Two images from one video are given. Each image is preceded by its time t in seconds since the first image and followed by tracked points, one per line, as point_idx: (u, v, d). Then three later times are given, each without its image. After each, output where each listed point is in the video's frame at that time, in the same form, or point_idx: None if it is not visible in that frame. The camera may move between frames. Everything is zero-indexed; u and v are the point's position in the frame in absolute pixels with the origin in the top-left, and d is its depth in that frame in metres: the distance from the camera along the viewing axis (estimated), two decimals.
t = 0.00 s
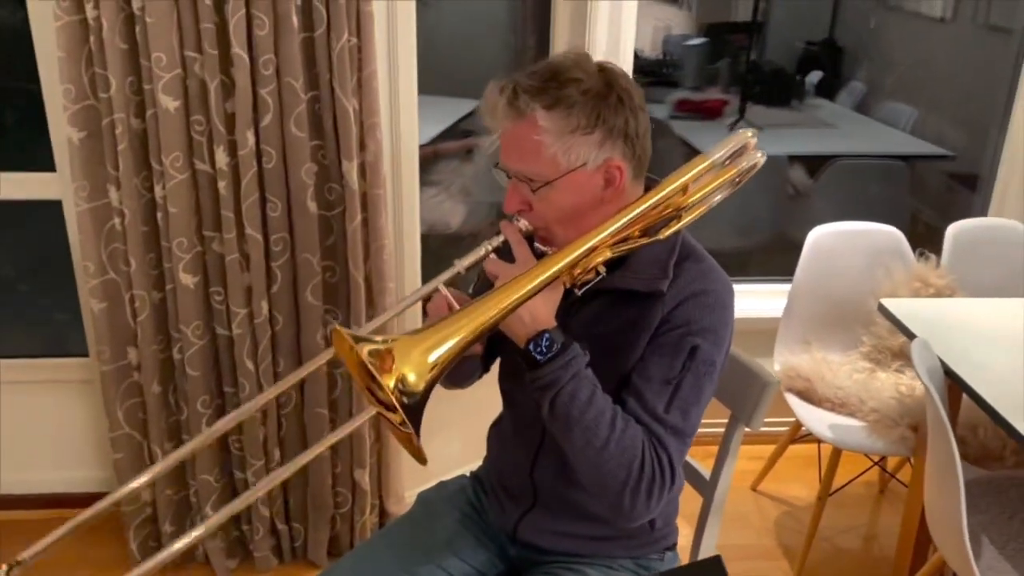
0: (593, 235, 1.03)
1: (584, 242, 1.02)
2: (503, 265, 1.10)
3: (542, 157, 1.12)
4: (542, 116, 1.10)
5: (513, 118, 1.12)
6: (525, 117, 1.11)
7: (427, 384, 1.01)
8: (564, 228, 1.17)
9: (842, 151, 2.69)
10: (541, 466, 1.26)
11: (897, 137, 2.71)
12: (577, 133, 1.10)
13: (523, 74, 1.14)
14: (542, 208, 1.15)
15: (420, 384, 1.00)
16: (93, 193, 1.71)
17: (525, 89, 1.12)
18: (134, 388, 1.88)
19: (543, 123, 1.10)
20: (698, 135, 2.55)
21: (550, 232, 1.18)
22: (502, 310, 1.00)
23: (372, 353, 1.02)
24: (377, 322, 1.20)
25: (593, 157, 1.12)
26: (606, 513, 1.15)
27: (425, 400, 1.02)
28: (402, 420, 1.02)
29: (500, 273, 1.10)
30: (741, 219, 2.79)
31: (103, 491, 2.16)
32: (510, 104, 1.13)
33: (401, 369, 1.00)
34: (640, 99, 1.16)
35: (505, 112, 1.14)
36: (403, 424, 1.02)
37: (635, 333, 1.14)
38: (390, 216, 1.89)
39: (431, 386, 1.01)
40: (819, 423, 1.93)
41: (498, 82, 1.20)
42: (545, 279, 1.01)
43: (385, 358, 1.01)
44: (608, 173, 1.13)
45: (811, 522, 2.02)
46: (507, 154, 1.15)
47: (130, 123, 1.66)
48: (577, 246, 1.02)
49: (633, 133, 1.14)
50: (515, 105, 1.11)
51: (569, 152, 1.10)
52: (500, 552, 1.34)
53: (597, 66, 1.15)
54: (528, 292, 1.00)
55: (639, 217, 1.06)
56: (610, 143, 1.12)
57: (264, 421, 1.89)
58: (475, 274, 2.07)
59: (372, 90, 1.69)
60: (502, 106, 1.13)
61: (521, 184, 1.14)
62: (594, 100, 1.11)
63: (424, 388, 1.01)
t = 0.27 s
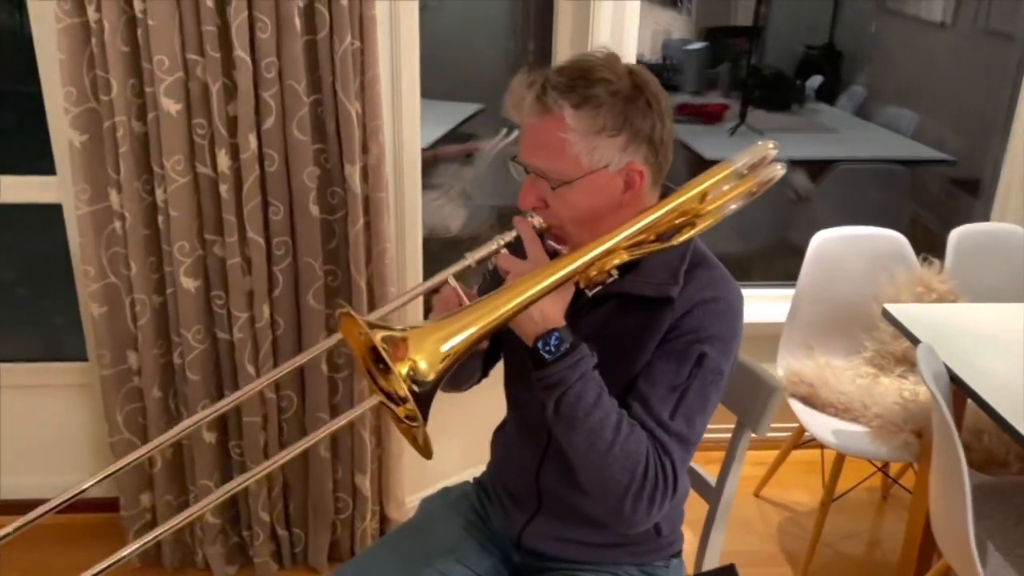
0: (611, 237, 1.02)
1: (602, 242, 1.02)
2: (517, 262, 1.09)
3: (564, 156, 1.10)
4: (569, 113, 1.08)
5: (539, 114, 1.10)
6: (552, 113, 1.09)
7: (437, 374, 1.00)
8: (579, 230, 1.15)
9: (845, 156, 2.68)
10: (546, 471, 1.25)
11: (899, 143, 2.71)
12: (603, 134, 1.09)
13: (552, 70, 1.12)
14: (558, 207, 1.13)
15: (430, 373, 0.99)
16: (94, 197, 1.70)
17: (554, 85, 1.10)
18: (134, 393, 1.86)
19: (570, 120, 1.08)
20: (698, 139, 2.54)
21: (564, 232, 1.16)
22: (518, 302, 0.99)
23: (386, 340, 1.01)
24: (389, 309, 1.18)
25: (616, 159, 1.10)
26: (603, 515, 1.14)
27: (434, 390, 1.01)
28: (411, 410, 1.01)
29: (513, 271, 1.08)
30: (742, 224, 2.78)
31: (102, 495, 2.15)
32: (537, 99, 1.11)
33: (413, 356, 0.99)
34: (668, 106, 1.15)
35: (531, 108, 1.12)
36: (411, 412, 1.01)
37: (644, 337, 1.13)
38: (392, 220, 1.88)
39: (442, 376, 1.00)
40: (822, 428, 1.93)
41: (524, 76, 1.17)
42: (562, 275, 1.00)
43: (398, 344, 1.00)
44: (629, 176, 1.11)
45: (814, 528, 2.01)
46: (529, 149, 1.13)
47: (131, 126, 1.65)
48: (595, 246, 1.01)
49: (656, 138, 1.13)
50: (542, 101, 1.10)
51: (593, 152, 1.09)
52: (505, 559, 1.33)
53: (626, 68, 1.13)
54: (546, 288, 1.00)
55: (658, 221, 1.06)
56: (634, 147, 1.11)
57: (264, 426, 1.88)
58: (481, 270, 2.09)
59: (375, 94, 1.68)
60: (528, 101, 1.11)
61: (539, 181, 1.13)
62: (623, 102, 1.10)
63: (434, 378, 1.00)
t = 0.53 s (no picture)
0: (623, 249, 1.02)
1: (614, 253, 1.02)
2: (528, 270, 1.08)
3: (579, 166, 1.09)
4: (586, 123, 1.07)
5: (556, 122, 1.09)
6: (569, 122, 1.08)
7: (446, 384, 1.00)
8: (590, 239, 1.14)
9: (853, 162, 2.67)
10: (553, 480, 1.24)
11: (909, 148, 2.70)
12: (620, 145, 1.08)
13: (570, 78, 1.11)
14: (570, 216, 1.12)
15: (439, 383, 0.99)
16: (99, 200, 1.70)
17: (572, 93, 1.08)
18: (138, 397, 1.86)
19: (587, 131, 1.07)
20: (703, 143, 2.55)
21: (574, 241, 1.15)
22: (528, 313, 0.99)
23: (396, 348, 1.01)
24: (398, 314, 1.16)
25: (631, 171, 1.09)
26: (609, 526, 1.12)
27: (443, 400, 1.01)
28: (418, 421, 1.01)
29: (524, 279, 1.08)
30: (749, 229, 2.77)
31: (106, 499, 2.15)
32: (555, 107, 1.09)
33: (422, 365, 0.99)
34: (686, 117, 1.14)
35: (547, 116, 1.10)
36: (418, 424, 1.00)
37: (653, 348, 1.12)
38: (398, 225, 1.87)
39: (450, 386, 1.00)
40: (829, 436, 1.91)
41: (541, 82, 1.16)
42: (573, 285, 1.00)
43: (407, 353, 1.00)
44: (643, 188, 1.11)
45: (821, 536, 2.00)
46: (543, 157, 1.12)
47: (137, 130, 1.64)
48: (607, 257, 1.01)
49: (672, 151, 1.12)
50: (559, 109, 1.08)
51: (608, 163, 1.08)
52: (511, 568, 1.32)
53: (645, 78, 1.12)
54: (556, 298, 0.99)
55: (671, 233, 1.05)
56: (650, 159, 1.10)
57: (269, 431, 1.87)
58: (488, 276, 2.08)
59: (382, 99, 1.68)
60: (545, 108, 1.10)
61: (552, 189, 1.12)
62: (641, 114, 1.08)
63: (443, 388, 1.00)
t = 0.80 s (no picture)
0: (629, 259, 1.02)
1: (619, 265, 1.01)
2: (535, 279, 1.07)
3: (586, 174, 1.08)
4: (592, 133, 1.05)
5: (561, 130, 1.07)
6: (574, 131, 1.06)
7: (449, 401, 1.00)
8: (598, 247, 1.13)
9: (862, 165, 2.64)
10: (560, 487, 1.23)
11: (919, 152, 2.68)
12: (627, 154, 1.06)
13: (577, 84, 1.08)
14: (578, 224, 1.10)
15: (442, 400, 0.99)
16: (104, 200, 1.69)
17: (578, 100, 1.06)
18: (140, 398, 1.85)
19: (593, 140, 1.05)
20: (710, 145, 2.55)
21: (583, 249, 1.14)
22: (530, 329, 0.98)
23: (398, 364, 1.01)
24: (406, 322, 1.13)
25: (639, 179, 1.07)
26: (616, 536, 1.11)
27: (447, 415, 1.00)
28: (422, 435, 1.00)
29: (531, 289, 1.07)
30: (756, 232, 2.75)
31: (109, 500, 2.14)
32: (560, 114, 1.07)
33: (425, 383, 0.99)
34: (694, 121, 1.12)
35: (553, 123, 1.09)
36: (422, 439, 1.00)
37: (664, 357, 1.11)
38: (403, 227, 1.86)
39: (453, 403, 1.00)
40: (839, 443, 1.90)
41: (547, 87, 1.14)
42: (578, 298, 0.99)
43: (410, 372, 1.00)
44: (651, 196, 1.09)
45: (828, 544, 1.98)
46: (550, 165, 1.10)
47: (142, 129, 1.63)
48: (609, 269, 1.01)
49: (681, 157, 1.10)
50: (564, 118, 1.06)
51: (616, 172, 1.06)
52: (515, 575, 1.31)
53: (653, 82, 1.09)
54: (561, 311, 0.98)
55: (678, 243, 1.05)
56: (659, 166, 1.08)
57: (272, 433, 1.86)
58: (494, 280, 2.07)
59: (389, 99, 1.67)
60: (551, 116, 1.08)
61: (559, 197, 1.10)
62: (649, 121, 1.06)
63: (446, 405, 0.99)
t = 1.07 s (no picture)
0: (627, 269, 0.98)
1: (618, 274, 0.98)
2: (530, 286, 1.04)
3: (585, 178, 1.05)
4: (592, 135, 1.03)
5: (561, 133, 1.05)
6: (574, 133, 1.04)
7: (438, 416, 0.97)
8: (596, 253, 1.11)
9: (867, 166, 2.62)
10: (559, 494, 1.21)
11: (922, 152, 2.67)
12: (628, 157, 1.04)
13: (577, 84, 1.07)
14: (577, 229, 1.08)
15: (431, 415, 0.96)
16: (103, 197, 1.67)
17: (578, 102, 1.04)
18: (139, 397, 1.83)
19: (593, 143, 1.03)
20: (715, 146, 2.54)
21: (580, 255, 1.11)
22: (524, 342, 0.95)
23: (386, 376, 0.98)
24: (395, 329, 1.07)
25: (640, 183, 1.05)
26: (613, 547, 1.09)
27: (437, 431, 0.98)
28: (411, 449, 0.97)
29: (526, 296, 1.03)
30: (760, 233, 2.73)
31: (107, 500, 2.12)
32: (560, 115, 1.05)
33: (413, 397, 0.96)
34: (695, 125, 1.10)
35: (552, 126, 1.07)
36: (410, 454, 0.97)
37: (661, 366, 1.08)
38: (405, 226, 1.85)
39: (443, 418, 0.97)
40: (844, 446, 1.88)
41: (545, 90, 1.12)
42: (573, 310, 0.96)
43: (398, 386, 0.97)
44: (651, 201, 1.07)
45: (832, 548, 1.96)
46: (547, 167, 1.08)
47: (142, 126, 1.62)
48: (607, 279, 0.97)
49: (683, 161, 1.09)
50: (564, 120, 1.04)
51: (616, 176, 1.04)
52: None
53: (654, 85, 1.08)
54: (556, 323, 0.95)
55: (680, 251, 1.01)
56: (660, 171, 1.06)
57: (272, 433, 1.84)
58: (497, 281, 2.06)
59: (391, 96, 1.65)
60: (550, 118, 1.06)
61: (558, 202, 1.08)
62: (650, 123, 1.04)
63: (435, 420, 0.96)
